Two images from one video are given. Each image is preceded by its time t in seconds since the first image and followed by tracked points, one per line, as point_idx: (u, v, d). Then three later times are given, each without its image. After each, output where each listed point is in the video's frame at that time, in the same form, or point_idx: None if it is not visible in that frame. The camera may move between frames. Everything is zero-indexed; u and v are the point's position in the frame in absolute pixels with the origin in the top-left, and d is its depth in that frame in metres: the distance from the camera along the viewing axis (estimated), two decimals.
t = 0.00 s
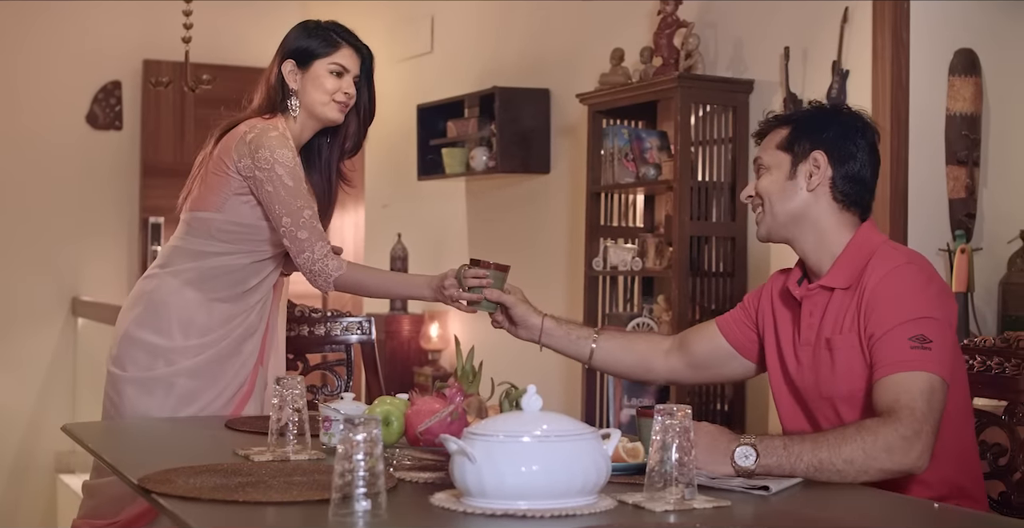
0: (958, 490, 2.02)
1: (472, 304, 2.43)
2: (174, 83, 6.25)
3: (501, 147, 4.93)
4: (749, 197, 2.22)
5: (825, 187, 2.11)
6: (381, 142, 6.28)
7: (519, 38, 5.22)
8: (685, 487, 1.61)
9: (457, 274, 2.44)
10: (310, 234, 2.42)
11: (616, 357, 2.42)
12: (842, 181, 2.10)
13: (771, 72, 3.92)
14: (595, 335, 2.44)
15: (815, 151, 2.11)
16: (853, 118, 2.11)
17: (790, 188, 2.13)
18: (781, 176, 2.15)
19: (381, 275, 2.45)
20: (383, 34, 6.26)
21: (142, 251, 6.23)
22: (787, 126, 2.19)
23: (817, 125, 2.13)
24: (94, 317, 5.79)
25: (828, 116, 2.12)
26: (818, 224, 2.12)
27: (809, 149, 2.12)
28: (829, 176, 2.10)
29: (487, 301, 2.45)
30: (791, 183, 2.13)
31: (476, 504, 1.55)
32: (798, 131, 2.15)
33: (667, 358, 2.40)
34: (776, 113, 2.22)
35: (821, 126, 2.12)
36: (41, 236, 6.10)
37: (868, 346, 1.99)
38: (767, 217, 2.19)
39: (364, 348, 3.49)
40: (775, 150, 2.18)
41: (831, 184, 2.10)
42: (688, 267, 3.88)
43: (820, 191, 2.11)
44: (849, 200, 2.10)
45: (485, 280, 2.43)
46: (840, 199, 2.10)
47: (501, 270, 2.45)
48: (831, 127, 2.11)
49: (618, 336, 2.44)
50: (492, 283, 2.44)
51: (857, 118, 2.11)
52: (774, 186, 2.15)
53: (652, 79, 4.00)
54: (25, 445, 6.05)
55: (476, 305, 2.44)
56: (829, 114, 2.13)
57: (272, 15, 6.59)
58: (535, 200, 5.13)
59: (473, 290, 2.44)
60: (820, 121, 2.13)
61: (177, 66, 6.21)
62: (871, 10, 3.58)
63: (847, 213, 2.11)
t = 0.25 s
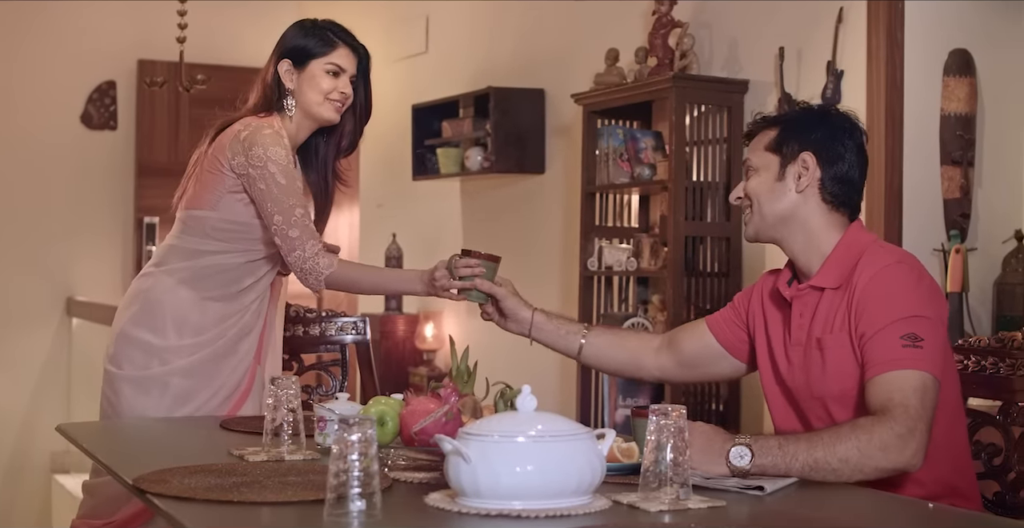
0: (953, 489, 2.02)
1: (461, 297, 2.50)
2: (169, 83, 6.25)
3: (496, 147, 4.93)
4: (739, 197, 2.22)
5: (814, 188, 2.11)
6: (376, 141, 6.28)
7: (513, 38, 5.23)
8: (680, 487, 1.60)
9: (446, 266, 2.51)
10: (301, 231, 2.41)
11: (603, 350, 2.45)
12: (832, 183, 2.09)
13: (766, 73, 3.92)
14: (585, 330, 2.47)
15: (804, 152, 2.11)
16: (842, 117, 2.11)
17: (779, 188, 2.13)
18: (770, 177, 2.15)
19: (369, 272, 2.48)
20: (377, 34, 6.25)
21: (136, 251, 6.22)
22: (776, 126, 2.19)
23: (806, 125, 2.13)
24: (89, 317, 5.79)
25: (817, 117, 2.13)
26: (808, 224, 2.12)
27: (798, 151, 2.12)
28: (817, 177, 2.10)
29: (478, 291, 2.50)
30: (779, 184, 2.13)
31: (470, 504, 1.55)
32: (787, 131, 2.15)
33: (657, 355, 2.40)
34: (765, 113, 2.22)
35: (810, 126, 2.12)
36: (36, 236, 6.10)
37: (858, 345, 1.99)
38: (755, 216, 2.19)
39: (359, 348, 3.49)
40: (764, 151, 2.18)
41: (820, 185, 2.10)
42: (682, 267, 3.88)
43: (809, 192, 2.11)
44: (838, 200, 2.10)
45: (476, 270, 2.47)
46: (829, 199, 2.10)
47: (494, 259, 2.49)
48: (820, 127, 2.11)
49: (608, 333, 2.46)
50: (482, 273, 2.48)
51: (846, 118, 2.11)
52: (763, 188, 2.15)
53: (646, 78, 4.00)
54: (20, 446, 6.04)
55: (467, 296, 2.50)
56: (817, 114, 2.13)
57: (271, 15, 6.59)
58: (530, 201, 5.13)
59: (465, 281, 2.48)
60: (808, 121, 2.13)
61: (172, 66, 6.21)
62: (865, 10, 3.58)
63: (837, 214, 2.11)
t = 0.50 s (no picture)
0: (951, 488, 2.02)
1: (452, 280, 2.45)
2: (165, 82, 6.24)
3: (493, 146, 4.93)
4: (733, 202, 2.21)
5: (814, 189, 2.11)
6: (372, 140, 6.28)
7: (509, 38, 5.23)
8: (676, 486, 1.60)
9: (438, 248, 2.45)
10: (292, 226, 2.40)
11: (597, 337, 2.44)
12: (830, 181, 2.09)
13: (762, 72, 3.92)
14: (577, 317, 2.45)
15: (802, 153, 2.11)
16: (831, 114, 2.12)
17: (778, 191, 2.12)
18: (767, 180, 2.14)
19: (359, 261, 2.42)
20: (374, 33, 6.25)
21: (133, 250, 6.22)
22: (768, 128, 2.18)
23: (799, 126, 2.12)
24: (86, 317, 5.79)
25: (807, 116, 2.13)
26: (807, 226, 2.12)
27: (796, 152, 2.11)
28: (817, 178, 2.10)
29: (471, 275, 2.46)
30: (779, 187, 2.12)
31: (467, 503, 1.55)
32: (781, 133, 2.14)
33: (648, 346, 2.40)
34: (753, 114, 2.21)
35: (803, 126, 2.12)
36: (32, 236, 6.10)
37: (853, 344, 1.99)
38: (753, 220, 2.18)
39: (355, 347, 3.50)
40: (758, 154, 2.16)
41: (819, 186, 2.10)
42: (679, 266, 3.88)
43: (809, 193, 2.11)
44: (836, 199, 2.10)
45: (469, 253, 2.43)
46: (827, 199, 2.10)
47: (484, 242, 2.46)
48: (813, 127, 2.11)
49: (602, 321, 2.45)
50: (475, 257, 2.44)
51: (835, 117, 2.11)
52: (762, 191, 2.14)
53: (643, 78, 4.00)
54: (17, 445, 6.05)
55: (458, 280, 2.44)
56: (808, 114, 2.13)
57: (264, 14, 6.59)
58: (527, 200, 5.13)
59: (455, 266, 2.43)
60: (801, 121, 2.13)
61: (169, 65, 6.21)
62: (862, 10, 3.58)
63: (832, 213, 2.12)
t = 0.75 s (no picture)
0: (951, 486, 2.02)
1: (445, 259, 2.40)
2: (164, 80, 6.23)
3: (492, 144, 4.93)
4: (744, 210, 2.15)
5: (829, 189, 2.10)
6: (371, 138, 6.28)
7: (509, 36, 5.23)
8: (676, 484, 1.60)
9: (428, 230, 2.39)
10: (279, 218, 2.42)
11: (599, 324, 2.42)
12: (841, 177, 2.09)
13: (762, 70, 3.92)
14: (578, 305, 2.44)
15: (815, 155, 2.09)
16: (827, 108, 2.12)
17: (797, 193, 2.09)
18: (784, 183, 2.09)
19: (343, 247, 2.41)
20: (373, 31, 6.25)
21: (132, 248, 6.22)
22: (769, 130, 2.12)
23: (804, 125, 2.10)
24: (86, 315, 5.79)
25: (807, 115, 2.10)
26: (820, 225, 2.11)
27: (808, 154, 2.09)
28: (832, 177, 2.09)
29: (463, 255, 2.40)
30: (797, 189, 2.09)
31: (466, 501, 1.55)
32: (789, 135, 2.10)
33: (647, 335, 2.39)
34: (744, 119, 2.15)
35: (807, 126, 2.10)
36: (31, 234, 6.10)
37: (854, 342, 1.99)
38: (770, 224, 2.13)
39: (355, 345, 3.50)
40: (768, 158, 2.10)
41: (833, 184, 2.10)
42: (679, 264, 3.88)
43: (825, 194, 2.10)
44: (844, 195, 2.11)
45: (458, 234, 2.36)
46: (839, 196, 2.10)
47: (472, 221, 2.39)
48: (815, 126, 2.10)
49: (602, 309, 2.43)
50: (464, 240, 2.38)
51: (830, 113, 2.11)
52: (780, 196, 2.10)
53: (642, 76, 4.00)
54: (16, 443, 6.06)
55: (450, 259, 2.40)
56: (809, 113, 2.11)
57: (259, 13, 6.59)
58: (526, 199, 5.13)
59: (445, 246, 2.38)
60: (806, 121, 2.10)
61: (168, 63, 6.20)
62: (862, 8, 3.58)
63: (838, 208, 2.12)
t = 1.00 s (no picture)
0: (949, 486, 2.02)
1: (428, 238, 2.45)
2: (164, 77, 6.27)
3: (492, 141, 4.94)
4: (761, 212, 2.10)
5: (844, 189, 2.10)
6: (370, 134, 6.29)
7: (508, 33, 5.23)
8: (676, 481, 1.60)
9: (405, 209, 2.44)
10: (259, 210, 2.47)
11: (609, 326, 2.38)
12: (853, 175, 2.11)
13: (762, 67, 3.92)
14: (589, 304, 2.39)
15: (837, 156, 2.08)
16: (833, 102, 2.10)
17: (822, 197, 2.07)
18: (809, 188, 2.06)
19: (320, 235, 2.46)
20: (372, 28, 6.25)
21: (132, 245, 6.23)
22: (788, 131, 2.07)
23: (822, 125, 2.07)
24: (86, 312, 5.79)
25: (822, 113, 2.07)
26: (836, 223, 2.11)
27: (832, 156, 2.07)
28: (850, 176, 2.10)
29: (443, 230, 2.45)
30: (821, 193, 2.07)
31: (466, 497, 1.55)
32: (812, 138, 2.06)
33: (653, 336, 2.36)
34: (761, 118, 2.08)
35: (826, 127, 2.07)
36: (32, 231, 6.09)
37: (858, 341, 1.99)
38: (791, 228, 2.09)
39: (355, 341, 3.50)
40: (792, 161, 2.06)
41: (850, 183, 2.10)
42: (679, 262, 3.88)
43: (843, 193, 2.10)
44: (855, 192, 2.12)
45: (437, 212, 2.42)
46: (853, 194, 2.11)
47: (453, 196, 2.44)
48: (831, 125, 2.07)
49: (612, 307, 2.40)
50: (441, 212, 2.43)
51: (839, 107, 2.10)
52: (806, 200, 2.07)
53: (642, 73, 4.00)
54: (17, 440, 6.06)
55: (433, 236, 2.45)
56: (825, 112, 2.07)
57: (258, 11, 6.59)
58: (526, 196, 5.13)
59: (426, 225, 2.44)
60: (825, 121, 2.07)
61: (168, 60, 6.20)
62: (862, 6, 3.58)
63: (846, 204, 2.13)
